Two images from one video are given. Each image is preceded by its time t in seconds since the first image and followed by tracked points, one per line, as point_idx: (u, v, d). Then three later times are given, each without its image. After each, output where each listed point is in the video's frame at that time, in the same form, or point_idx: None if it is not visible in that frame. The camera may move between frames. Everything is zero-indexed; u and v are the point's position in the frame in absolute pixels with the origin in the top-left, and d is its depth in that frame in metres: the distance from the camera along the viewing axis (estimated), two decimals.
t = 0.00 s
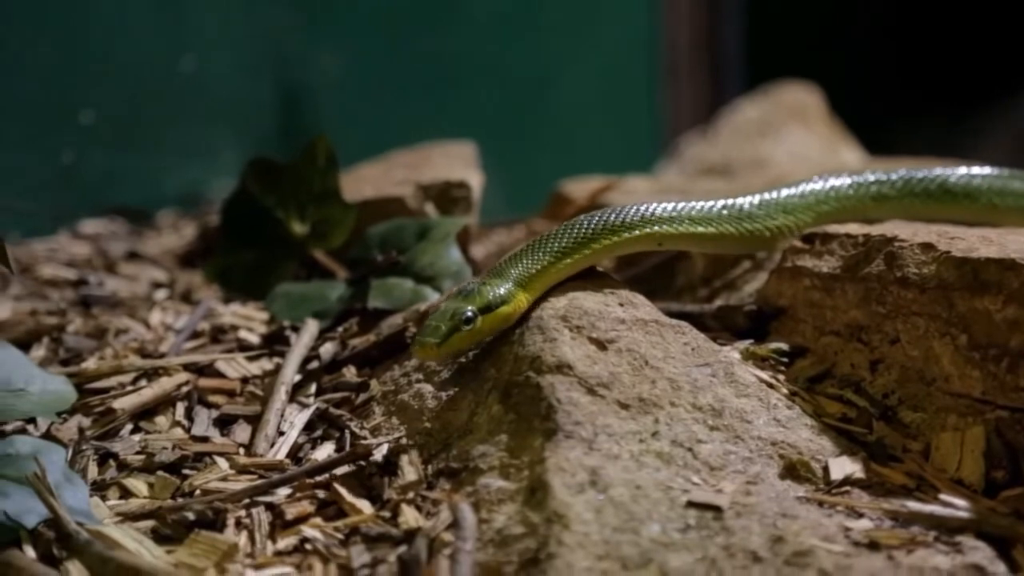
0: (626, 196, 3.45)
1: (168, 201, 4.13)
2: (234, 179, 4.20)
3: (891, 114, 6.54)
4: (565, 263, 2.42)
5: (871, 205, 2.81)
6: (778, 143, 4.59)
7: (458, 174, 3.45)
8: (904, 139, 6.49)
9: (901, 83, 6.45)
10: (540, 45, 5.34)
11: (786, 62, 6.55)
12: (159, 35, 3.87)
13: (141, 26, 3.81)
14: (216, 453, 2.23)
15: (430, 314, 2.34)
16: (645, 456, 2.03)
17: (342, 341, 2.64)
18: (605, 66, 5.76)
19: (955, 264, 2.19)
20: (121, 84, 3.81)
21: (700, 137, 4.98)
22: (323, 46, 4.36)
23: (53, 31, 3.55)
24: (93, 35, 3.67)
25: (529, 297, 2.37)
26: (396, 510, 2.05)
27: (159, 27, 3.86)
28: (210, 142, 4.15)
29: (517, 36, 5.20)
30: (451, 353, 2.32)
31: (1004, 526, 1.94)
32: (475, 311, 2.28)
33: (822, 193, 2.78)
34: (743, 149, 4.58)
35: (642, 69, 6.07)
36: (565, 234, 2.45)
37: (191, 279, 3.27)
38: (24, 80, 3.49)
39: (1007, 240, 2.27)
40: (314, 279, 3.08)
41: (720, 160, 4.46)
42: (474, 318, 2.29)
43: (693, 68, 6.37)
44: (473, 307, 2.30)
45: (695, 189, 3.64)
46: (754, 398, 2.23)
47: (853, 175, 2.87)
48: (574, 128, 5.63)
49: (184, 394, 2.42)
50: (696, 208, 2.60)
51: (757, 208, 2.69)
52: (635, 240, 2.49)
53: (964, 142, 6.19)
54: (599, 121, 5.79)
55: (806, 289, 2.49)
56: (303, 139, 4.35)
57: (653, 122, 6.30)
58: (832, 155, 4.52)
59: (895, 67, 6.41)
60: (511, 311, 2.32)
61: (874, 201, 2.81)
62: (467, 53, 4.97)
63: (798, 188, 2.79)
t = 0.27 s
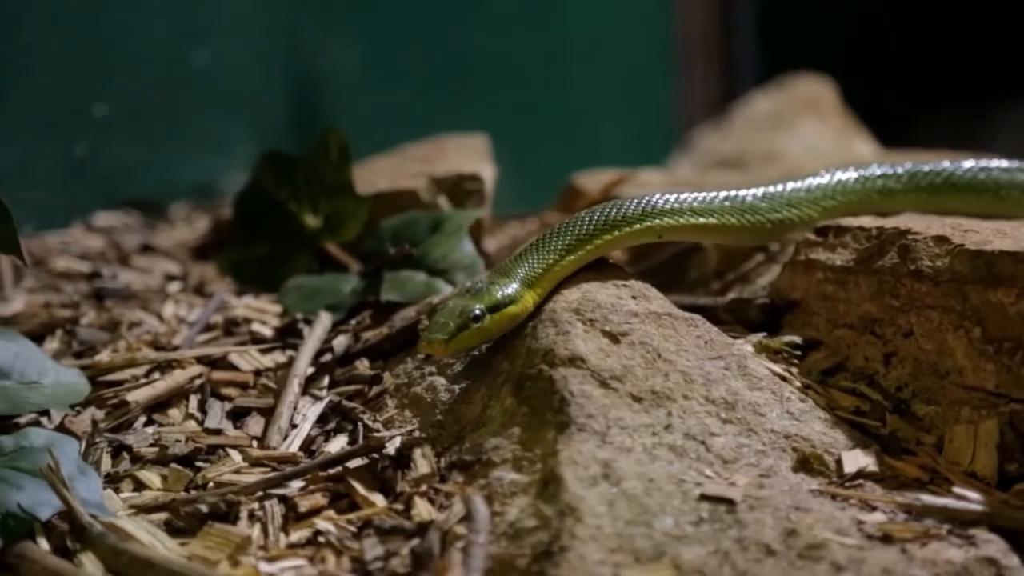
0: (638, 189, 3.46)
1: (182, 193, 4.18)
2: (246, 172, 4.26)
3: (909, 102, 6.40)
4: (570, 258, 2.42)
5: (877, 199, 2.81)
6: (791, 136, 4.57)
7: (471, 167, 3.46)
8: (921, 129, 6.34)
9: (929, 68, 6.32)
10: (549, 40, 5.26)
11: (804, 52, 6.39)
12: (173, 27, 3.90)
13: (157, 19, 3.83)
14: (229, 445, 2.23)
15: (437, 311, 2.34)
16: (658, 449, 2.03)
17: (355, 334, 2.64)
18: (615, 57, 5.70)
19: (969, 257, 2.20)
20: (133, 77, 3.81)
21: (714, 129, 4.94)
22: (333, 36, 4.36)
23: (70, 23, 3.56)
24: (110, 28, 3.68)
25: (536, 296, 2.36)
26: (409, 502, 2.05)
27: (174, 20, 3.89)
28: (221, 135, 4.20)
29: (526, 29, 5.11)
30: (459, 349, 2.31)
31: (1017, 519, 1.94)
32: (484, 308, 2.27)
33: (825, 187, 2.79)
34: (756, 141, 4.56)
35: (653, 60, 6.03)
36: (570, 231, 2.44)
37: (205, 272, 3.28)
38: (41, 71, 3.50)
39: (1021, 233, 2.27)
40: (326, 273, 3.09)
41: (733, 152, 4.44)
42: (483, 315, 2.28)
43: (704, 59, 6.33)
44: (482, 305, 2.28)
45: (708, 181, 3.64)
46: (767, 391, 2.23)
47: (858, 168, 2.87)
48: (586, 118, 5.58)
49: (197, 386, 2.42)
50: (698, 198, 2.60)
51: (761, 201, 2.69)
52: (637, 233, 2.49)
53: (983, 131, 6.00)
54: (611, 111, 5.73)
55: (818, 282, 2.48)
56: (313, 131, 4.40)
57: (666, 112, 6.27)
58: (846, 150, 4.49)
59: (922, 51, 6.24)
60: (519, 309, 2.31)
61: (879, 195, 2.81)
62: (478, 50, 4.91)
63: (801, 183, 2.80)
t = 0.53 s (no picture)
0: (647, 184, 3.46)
1: (192, 188, 4.17)
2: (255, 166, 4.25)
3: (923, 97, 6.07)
4: (565, 262, 2.39)
5: (874, 194, 2.79)
6: (800, 131, 4.55)
7: (481, 161, 3.46)
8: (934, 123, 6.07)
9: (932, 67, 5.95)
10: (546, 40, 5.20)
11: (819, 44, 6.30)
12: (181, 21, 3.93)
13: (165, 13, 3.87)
14: (239, 439, 2.23)
15: (432, 314, 2.33)
16: (667, 443, 2.03)
17: (365, 328, 2.65)
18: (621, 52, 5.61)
19: (980, 251, 2.19)
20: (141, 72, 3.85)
21: (723, 123, 4.90)
22: (348, 35, 4.42)
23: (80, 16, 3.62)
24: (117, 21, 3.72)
25: (532, 302, 2.35)
26: (418, 497, 2.05)
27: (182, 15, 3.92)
28: (230, 129, 4.19)
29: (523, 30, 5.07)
30: (454, 352, 2.30)
31: None
32: (478, 313, 2.26)
33: (820, 183, 2.77)
34: (765, 135, 4.54)
35: (663, 50, 5.90)
36: (564, 233, 2.41)
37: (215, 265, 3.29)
38: (48, 64, 3.55)
39: None
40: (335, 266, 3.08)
41: (741, 145, 4.42)
42: (477, 320, 2.27)
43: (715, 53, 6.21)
44: (476, 309, 2.27)
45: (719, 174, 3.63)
46: (777, 384, 2.23)
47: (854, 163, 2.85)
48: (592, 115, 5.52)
49: (207, 380, 2.43)
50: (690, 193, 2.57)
51: (754, 193, 2.67)
52: (627, 231, 2.46)
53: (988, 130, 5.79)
54: (619, 108, 5.66)
55: (829, 276, 2.49)
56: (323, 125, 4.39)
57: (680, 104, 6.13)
58: (856, 147, 4.46)
59: (923, 53, 5.92)
60: (513, 318, 2.29)
61: (875, 189, 2.79)
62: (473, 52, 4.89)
63: (797, 178, 2.77)
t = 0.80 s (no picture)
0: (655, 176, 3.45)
1: (201, 181, 4.24)
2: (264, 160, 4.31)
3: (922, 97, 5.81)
4: (559, 266, 2.38)
5: (869, 189, 2.75)
6: (809, 124, 4.53)
7: (490, 155, 3.45)
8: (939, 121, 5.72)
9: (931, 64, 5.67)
10: (544, 39, 5.11)
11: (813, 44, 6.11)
12: (188, 17, 3.99)
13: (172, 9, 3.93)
14: (248, 433, 2.24)
15: (427, 317, 2.32)
16: (677, 436, 2.03)
17: (374, 321, 2.65)
18: (624, 46, 5.49)
19: (990, 245, 2.19)
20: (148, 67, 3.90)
21: (734, 119, 4.89)
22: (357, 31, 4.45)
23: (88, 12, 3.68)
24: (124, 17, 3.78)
25: (527, 305, 2.34)
26: (427, 490, 2.05)
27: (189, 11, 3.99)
28: (238, 124, 4.26)
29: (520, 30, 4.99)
30: (450, 354, 2.29)
31: None
32: (473, 316, 2.26)
33: (814, 178, 2.73)
34: (775, 129, 4.52)
35: (675, 42, 5.81)
36: (556, 237, 2.41)
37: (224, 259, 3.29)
38: (58, 60, 3.62)
39: None
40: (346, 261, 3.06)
41: (751, 141, 4.41)
42: (471, 323, 2.27)
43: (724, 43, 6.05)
44: (471, 312, 2.27)
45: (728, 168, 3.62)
46: (787, 378, 2.23)
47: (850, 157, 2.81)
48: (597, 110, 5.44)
49: (217, 373, 2.44)
50: (681, 188, 2.54)
51: (745, 186, 2.63)
52: (619, 231, 2.44)
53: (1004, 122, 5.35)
54: (625, 101, 5.57)
55: (839, 270, 2.49)
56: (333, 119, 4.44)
57: (691, 94, 6.02)
58: (868, 135, 4.40)
59: (923, 54, 5.67)
60: (507, 322, 2.29)
61: (870, 183, 2.75)
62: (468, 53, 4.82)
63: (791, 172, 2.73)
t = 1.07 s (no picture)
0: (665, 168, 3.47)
1: (211, 174, 4.28)
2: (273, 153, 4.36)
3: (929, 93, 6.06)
4: (560, 269, 2.36)
5: (865, 185, 2.74)
6: (819, 119, 4.53)
7: (499, 148, 3.47)
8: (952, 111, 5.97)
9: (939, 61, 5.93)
10: (553, 34, 5.20)
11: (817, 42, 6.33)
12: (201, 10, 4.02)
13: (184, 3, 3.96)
14: (258, 426, 2.24)
15: (430, 315, 2.31)
16: (686, 429, 2.03)
17: (383, 315, 2.65)
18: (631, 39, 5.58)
19: (1000, 238, 2.18)
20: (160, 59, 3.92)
21: (743, 112, 4.88)
22: (370, 22, 4.52)
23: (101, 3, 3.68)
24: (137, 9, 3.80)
25: (531, 305, 2.31)
26: (437, 483, 2.05)
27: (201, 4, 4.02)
28: (246, 117, 4.30)
29: (524, 29, 5.07)
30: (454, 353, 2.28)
31: None
32: (477, 314, 2.24)
33: (811, 172, 2.72)
34: (784, 122, 4.51)
35: (682, 38, 5.85)
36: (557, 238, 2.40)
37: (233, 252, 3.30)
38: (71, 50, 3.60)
39: None
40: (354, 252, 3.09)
41: (760, 133, 4.40)
42: (475, 321, 2.25)
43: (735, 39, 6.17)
44: (475, 311, 2.25)
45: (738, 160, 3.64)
46: (796, 371, 2.23)
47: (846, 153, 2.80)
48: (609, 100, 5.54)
49: (226, 366, 2.45)
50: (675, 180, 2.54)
51: (739, 177, 2.62)
52: (617, 229, 2.42)
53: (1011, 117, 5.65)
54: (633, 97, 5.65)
55: (849, 262, 2.49)
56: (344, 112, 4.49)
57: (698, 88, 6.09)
58: (875, 133, 4.40)
59: (929, 54, 5.93)
60: (511, 320, 2.27)
61: (867, 180, 2.74)
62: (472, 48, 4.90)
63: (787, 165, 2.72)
